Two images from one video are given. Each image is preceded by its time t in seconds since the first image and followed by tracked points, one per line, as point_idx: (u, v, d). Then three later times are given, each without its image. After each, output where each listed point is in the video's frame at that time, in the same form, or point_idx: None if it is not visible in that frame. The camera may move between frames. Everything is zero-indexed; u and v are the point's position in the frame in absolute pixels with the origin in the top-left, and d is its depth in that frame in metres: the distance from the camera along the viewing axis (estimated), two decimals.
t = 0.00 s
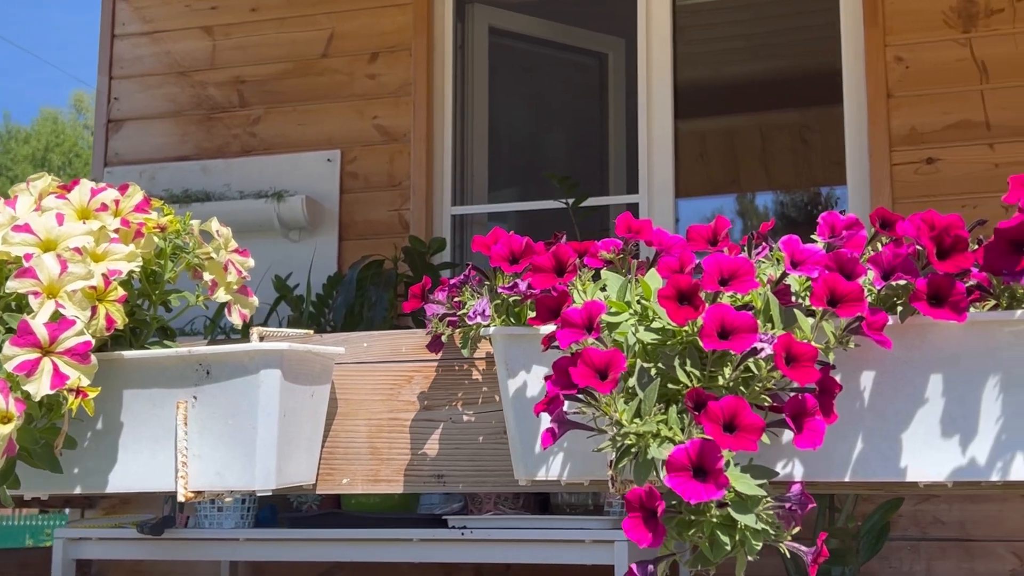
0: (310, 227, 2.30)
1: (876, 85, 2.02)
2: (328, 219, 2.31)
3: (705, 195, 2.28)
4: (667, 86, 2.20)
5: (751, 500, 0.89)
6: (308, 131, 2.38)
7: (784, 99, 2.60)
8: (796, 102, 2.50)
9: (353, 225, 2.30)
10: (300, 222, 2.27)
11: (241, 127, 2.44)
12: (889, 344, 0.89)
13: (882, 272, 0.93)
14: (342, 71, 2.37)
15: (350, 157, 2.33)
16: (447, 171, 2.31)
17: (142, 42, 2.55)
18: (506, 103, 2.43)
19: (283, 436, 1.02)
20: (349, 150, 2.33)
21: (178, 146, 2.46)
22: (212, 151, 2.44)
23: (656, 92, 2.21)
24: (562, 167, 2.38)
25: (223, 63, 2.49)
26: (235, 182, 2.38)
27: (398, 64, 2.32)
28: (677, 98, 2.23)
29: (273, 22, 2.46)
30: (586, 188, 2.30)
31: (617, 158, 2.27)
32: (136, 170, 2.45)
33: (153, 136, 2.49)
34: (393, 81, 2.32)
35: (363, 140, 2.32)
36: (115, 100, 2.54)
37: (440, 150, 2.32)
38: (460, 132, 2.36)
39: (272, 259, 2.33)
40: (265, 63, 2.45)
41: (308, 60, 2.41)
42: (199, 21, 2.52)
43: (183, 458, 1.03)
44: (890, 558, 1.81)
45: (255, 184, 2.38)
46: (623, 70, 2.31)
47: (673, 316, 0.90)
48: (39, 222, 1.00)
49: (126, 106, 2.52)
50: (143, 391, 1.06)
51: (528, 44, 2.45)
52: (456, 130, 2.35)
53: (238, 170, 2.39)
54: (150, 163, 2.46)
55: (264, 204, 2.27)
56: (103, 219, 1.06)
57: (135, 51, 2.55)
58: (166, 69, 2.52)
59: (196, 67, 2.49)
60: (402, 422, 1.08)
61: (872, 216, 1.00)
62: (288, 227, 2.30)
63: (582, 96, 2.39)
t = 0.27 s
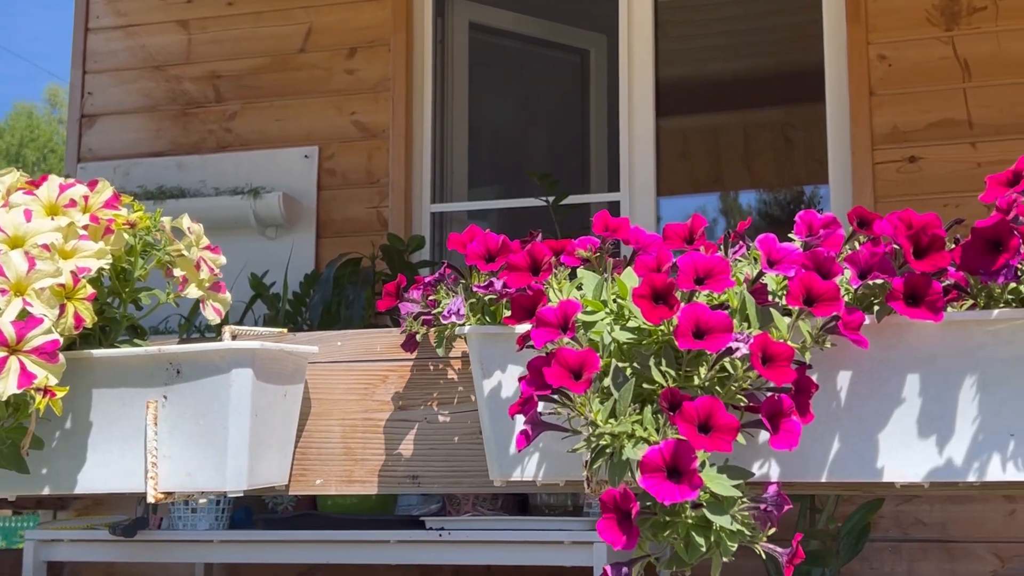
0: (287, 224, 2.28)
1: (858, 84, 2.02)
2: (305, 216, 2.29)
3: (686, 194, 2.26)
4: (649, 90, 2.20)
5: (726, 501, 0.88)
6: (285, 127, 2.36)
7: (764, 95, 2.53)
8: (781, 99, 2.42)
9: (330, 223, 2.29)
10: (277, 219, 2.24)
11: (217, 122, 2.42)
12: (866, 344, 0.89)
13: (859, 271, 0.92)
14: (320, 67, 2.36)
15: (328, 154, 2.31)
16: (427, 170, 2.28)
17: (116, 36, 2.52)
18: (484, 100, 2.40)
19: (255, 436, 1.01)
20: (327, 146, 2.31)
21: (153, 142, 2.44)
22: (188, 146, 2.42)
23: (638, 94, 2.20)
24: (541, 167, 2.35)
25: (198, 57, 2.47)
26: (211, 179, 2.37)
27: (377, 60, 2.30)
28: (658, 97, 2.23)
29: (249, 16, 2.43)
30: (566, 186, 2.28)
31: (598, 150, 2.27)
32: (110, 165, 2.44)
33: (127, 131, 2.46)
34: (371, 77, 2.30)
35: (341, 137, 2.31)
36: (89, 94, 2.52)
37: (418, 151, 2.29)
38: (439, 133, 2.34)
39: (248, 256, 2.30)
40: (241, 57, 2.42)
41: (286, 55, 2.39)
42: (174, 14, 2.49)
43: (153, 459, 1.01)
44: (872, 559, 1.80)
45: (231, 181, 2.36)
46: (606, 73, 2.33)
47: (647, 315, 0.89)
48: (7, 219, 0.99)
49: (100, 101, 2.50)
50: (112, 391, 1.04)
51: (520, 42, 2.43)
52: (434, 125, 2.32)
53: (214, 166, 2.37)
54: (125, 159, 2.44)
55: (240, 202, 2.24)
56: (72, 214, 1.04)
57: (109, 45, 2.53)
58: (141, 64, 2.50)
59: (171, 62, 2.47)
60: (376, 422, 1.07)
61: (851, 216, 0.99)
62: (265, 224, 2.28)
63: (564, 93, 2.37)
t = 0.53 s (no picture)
0: (264, 221, 2.26)
1: (842, 81, 2.01)
2: (283, 213, 2.28)
3: (666, 191, 2.24)
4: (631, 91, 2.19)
5: (702, 504, 0.88)
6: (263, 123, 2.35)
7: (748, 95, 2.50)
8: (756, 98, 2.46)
9: (308, 220, 2.27)
10: (253, 216, 2.22)
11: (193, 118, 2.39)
12: (843, 343, 0.88)
13: (837, 269, 0.91)
14: (298, 62, 2.34)
15: (306, 150, 2.29)
16: (406, 165, 2.28)
17: (91, 30, 2.50)
18: (464, 97, 2.38)
19: (228, 436, 0.99)
20: (305, 143, 2.30)
21: (128, 137, 2.42)
22: (163, 142, 2.39)
23: (619, 98, 2.20)
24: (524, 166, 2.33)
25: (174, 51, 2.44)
26: (186, 175, 2.34)
27: (356, 56, 2.29)
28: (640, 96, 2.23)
29: (226, 10, 2.41)
30: (547, 183, 2.28)
31: (579, 151, 2.26)
32: (84, 161, 2.41)
33: (103, 126, 2.44)
34: (350, 72, 2.29)
35: (320, 133, 2.29)
36: (63, 89, 2.49)
37: (398, 148, 2.28)
38: (421, 128, 2.33)
39: (224, 254, 2.29)
40: (217, 51, 2.40)
41: (263, 50, 2.37)
42: (149, 8, 2.47)
43: (123, 459, 0.99)
44: (854, 560, 1.81)
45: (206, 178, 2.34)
46: (587, 68, 2.28)
47: (623, 315, 0.88)
48: None
49: (74, 96, 2.47)
50: (82, 390, 1.02)
51: (518, 43, 2.41)
52: (415, 124, 2.31)
53: (190, 162, 2.35)
54: (99, 154, 2.41)
55: (217, 199, 2.22)
56: (41, 211, 1.01)
57: (83, 39, 2.50)
58: (115, 58, 2.47)
59: (147, 56, 2.45)
60: (351, 422, 1.05)
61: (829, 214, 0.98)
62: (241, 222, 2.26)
63: (544, 88, 2.37)
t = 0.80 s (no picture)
0: (239, 218, 2.23)
1: (827, 78, 2.00)
2: (258, 209, 2.25)
3: (650, 188, 2.23)
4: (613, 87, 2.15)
5: (680, 503, 0.86)
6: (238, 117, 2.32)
7: (734, 92, 2.49)
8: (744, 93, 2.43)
9: (284, 217, 2.24)
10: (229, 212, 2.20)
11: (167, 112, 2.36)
12: (823, 343, 0.87)
13: (817, 267, 0.90)
14: (274, 55, 2.31)
15: (283, 145, 2.26)
16: (384, 164, 2.24)
17: (63, 22, 2.46)
18: (447, 92, 2.39)
19: (197, 437, 0.97)
20: (282, 137, 2.27)
21: (100, 132, 2.39)
22: (136, 137, 2.37)
23: (602, 94, 2.16)
24: (504, 158, 2.37)
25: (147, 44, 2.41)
26: (160, 170, 2.32)
27: (333, 50, 2.26)
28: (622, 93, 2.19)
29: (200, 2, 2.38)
30: (529, 179, 2.30)
31: (563, 145, 2.27)
32: (55, 156, 2.37)
33: (74, 120, 2.41)
34: (327, 66, 2.26)
35: (297, 128, 2.26)
36: (34, 82, 2.46)
37: (376, 149, 2.24)
38: (399, 123, 2.30)
39: (198, 251, 2.26)
40: (191, 44, 2.37)
41: (238, 43, 2.34)
42: None
43: (90, 460, 0.97)
44: (838, 562, 1.79)
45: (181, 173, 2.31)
46: (570, 62, 2.30)
47: (600, 313, 0.86)
48: None
49: (45, 89, 2.44)
50: (49, 390, 1.00)
51: (499, 37, 2.42)
52: (394, 118, 2.28)
53: (163, 157, 2.32)
54: (71, 149, 2.38)
55: (190, 193, 2.20)
56: (6, 205, 0.97)
57: (54, 31, 2.47)
58: (87, 50, 2.44)
59: (120, 49, 2.42)
60: (324, 423, 1.03)
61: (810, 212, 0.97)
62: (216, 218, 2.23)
63: (524, 81, 2.38)
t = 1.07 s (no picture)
0: (211, 214, 2.20)
1: (814, 73, 1.99)
2: (231, 205, 2.22)
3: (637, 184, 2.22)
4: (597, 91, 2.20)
5: (657, 509, 0.84)
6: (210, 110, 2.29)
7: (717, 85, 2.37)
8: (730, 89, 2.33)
9: (257, 213, 2.22)
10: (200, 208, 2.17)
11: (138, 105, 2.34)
12: (804, 344, 0.85)
13: (798, 268, 0.87)
14: (248, 47, 2.29)
15: (258, 139, 2.24)
16: (362, 160, 2.23)
17: (30, 12, 2.43)
18: (424, 86, 2.34)
19: (164, 440, 0.94)
20: (256, 131, 2.24)
21: (68, 125, 2.35)
22: (105, 130, 2.34)
23: (586, 90, 2.21)
24: (485, 154, 2.30)
25: (117, 35, 2.39)
26: (130, 165, 2.29)
27: (309, 41, 2.24)
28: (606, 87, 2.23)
29: None
30: (509, 177, 2.26)
31: (545, 141, 2.23)
32: (21, 149, 2.34)
33: (41, 112, 2.37)
34: (303, 57, 2.24)
35: (271, 121, 2.24)
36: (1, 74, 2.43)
37: (353, 144, 2.23)
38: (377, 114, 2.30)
39: (169, 248, 2.23)
40: (163, 36, 2.35)
41: (211, 34, 2.32)
42: None
43: (53, 464, 0.94)
44: (824, 567, 1.76)
45: (152, 167, 2.28)
46: (552, 55, 2.26)
47: (577, 314, 0.84)
48: None
49: (13, 80, 2.41)
50: (11, 391, 0.97)
51: (479, 30, 2.35)
52: (371, 107, 2.28)
53: (133, 151, 2.29)
54: (39, 143, 2.35)
55: (161, 188, 2.16)
56: None
57: (21, 21, 2.44)
58: (56, 41, 2.41)
59: (89, 40, 2.39)
60: (295, 426, 1.01)
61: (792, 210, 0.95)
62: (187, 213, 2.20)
63: (505, 74, 2.31)
